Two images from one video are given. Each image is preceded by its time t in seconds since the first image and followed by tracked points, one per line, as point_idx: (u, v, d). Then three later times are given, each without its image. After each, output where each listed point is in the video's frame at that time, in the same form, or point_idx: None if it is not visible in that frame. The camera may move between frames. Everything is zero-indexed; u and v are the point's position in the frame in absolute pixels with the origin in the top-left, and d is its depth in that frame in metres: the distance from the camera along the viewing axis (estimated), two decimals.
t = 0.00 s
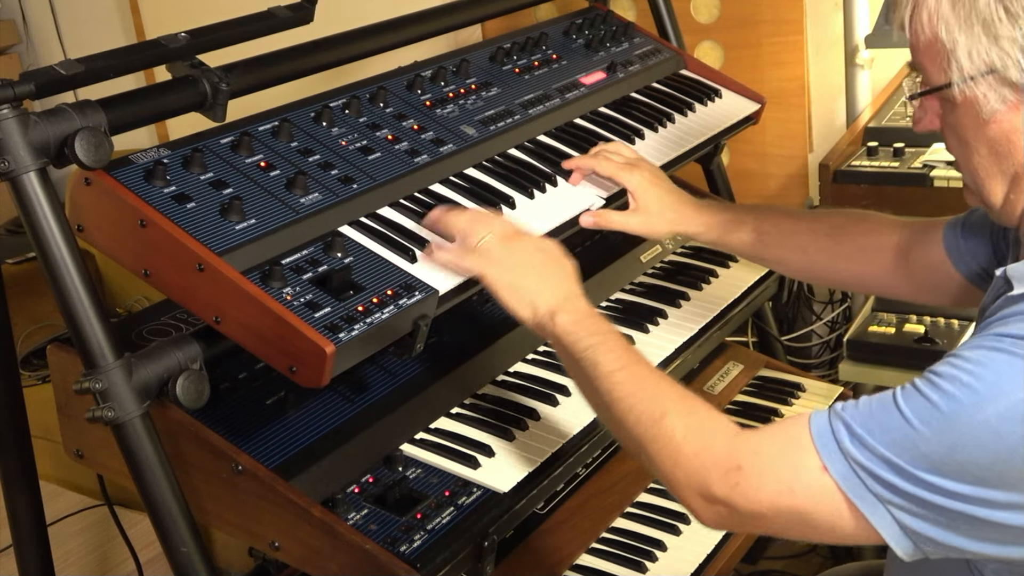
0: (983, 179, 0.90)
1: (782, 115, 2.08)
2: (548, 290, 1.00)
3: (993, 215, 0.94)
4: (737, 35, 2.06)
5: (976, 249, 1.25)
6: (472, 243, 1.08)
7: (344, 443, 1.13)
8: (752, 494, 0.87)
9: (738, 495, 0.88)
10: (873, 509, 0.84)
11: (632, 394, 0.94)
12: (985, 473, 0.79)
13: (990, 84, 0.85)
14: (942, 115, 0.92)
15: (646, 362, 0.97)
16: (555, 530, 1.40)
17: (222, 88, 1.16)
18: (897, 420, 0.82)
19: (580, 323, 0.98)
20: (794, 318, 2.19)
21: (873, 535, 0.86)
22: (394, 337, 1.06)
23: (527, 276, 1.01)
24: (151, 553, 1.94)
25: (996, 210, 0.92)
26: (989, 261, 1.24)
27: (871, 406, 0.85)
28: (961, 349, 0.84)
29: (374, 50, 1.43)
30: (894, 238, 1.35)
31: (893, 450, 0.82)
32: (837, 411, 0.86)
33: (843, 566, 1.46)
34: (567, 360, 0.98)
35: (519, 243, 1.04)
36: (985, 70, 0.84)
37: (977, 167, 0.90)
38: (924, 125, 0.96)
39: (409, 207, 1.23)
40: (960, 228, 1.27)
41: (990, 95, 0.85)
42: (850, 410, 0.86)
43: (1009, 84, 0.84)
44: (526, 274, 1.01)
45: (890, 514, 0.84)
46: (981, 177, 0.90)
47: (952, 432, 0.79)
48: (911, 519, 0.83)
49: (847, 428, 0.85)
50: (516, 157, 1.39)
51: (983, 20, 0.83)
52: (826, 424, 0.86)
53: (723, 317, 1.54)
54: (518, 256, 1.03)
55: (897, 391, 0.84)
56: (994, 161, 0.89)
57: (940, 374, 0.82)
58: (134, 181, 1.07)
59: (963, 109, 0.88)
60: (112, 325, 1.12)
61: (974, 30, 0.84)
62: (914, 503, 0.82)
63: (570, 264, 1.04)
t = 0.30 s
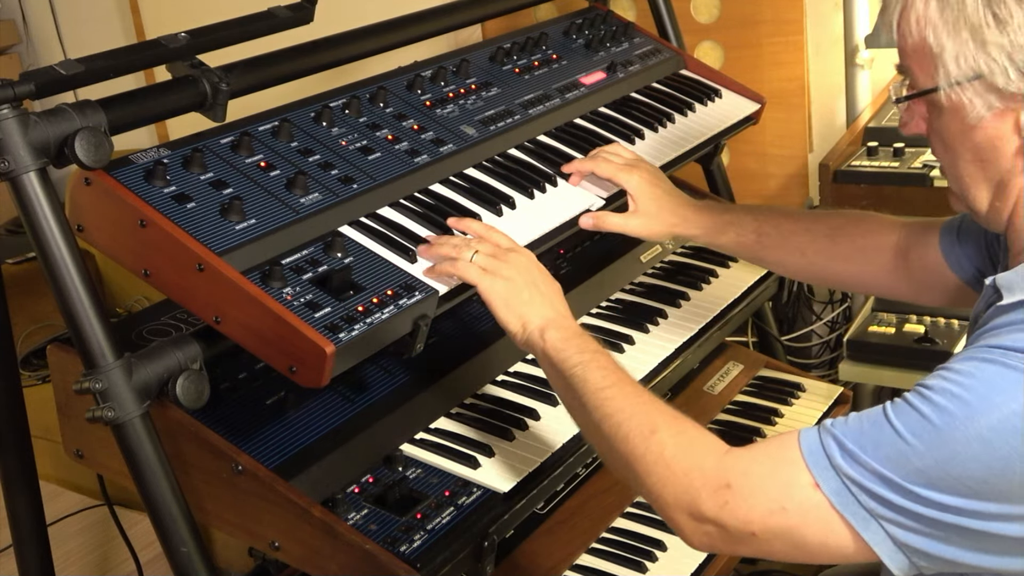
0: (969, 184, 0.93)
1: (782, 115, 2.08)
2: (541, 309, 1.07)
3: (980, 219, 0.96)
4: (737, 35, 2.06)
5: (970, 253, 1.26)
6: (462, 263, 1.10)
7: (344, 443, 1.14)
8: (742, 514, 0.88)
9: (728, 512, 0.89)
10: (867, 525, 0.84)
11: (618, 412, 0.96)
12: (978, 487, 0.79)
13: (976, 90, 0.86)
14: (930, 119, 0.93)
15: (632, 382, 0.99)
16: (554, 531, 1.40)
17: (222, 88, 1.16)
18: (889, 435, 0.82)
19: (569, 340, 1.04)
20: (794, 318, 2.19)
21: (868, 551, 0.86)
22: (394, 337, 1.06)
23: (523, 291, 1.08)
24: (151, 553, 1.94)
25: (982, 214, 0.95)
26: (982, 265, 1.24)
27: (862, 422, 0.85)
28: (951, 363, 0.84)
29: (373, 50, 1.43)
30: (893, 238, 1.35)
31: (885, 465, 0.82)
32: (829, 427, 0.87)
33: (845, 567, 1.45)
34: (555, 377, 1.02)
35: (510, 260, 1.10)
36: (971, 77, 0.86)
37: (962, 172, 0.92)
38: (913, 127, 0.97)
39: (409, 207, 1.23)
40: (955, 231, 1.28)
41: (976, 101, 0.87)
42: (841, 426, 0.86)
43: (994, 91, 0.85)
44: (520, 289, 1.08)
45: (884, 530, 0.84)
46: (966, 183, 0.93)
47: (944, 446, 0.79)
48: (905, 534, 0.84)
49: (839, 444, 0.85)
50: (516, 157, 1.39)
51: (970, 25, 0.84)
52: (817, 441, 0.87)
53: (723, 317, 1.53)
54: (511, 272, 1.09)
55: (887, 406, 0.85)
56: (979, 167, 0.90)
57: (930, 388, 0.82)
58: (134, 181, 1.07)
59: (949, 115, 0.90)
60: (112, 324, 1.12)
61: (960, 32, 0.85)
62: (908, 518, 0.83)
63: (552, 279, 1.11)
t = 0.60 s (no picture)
0: (961, 195, 0.92)
1: (782, 115, 2.08)
2: (530, 317, 1.05)
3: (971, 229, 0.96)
4: (737, 35, 2.06)
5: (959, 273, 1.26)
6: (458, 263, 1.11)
7: (344, 443, 1.14)
8: (738, 522, 0.87)
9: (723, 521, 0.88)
10: (869, 531, 0.84)
11: (612, 421, 0.95)
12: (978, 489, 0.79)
13: (959, 100, 0.86)
14: (914, 134, 0.93)
15: (626, 395, 0.98)
16: (554, 530, 1.40)
17: (222, 88, 1.16)
18: (889, 440, 0.82)
19: (562, 347, 1.02)
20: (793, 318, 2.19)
21: (869, 557, 0.85)
22: (394, 337, 1.06)
23: (512, 296, 1.06)
24: (151, 553, 1.94)
25: (973, 225, 0.95)
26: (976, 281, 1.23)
27: (861, 427, 0.85)
28: (947, 367, 0.84)
29: (373, 50, 1.43)
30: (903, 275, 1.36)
31: (886, 470, 0.82)
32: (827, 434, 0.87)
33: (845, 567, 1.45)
34: (547, 384, 1.01)
35: (508, 264, 1.10)
36: (953, 86, 0.86)
37: (952, 183, 0.92)
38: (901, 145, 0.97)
39: (409, 207, 1.23)
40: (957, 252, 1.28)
41: (959, 110, 0.86)
42: (840, 432, 0.86)
43: (977, 100, 0.85)
44: (510, 293, 1.07)
45: (886, 535, 0.84)
46: (958, 194, 0.93)
47: (945, 449, 0.79)
48: (907, 538, 0.84)
49: (839, 450, 0.85)
50: (516, 157, 1.39)
51: (946, 34, 0.85)
52: (815, 448, 0.87)
53: (723, 317, 1.53)
54: (505, 274, 1.08)
55: (885, 412, 0.85)
56: (968, 176, 0.90)
57: (928, 392, 0.83)
58: (134, 181, 1.07)
59: (934, 129, 0.90)
60: (113, 324, 1.12)
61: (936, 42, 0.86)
62: (910, 522, 0.83)
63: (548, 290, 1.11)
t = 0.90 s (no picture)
0: (943, 191, 0.92)
1: (782, 115, 2.08)
2: (522, 297, 1.02)
3: (964, 227, 0.95)
4: (737, 35, 2.07)
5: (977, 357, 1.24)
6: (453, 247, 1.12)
7: (344, 442, 1.14)
8: (738, 502, 0.81)
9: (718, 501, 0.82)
10: (874, 516, 0.80)
11: (605, 398, 0.88)
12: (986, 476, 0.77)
13: (926, 98, 0.86)
14: (901, 133, 0.94)
15: (621, 370, 0.92)
16: (554, 530, 1.39)
17: (222, 88, 1.16)
18: (899, 423, 0.79)
19: (553, 325, 0.97)
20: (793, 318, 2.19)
21: (871, 545, 0.81)
22: (394, 337, 1.06)
23: (503, 278, 1.05)
24: (151, 553, 1.94)
25: (961, 221, 0.94)
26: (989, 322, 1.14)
27: (869, 410, 0.81)
28: (951, 358, 0.82)
29: (373, 50, 1.43)
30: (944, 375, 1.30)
31: (897, 452, 0.78)
32: (834, 416, 0.82)
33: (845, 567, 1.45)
34: (538, 362, 0.95)
35: (503, 248, 1.10)
36: (917, 84, 0.86)
37: (935, 181, 0.92)
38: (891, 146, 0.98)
39: (408, 207, 1.23)
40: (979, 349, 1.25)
41: (928, 108, 0.87)
42: (846, 415, 0.82)
43: (943, 97, 0.85)
44: (500, 274, 1.05)
45: (891, 521, 0.80)
46: (940, 189, 0.92)
47: (958, 432, 0.76)
48: (912, 525, 0.80)
49: (847, 431, 0.80)
50: (516, 157, 1.39)
51: (909, 33, 0.85)
52: (821, 429, 0.82)
53: (724, 316, 1.53)
54: (497, 257, 1.08)
55: (892, 397, 0.81)
56: (945, 173, 0.90)
57: (937, 377, 0.80)
58: (134, 181, 1.07)
59: (911, 125, 0.90)
60: (112, 324, 1.12)
61: (897, 38, 0.86)
62: (916, 508, 0.79)
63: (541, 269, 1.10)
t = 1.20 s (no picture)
0: (945, 180, 0.92)
1: (782, 115, 2.08)
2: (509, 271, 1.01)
3: (974, 222, 0.94)
4: (737, 36, 2.07)
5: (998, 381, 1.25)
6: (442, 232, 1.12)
7: (344, 443, 1.14)
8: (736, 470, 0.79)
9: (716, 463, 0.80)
10: (870, 491, 0.77)
11: (595, 367, 0.87)
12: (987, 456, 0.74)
13: (926, 85, 0.87)
14: (909, 123, 0.94)
15: (610, 341, 0.90)
16: (554, 531, 1.37)
17: (222, 88, 1.16)
18: (899, 398, 0.77)
19: (542, 298, 0.96)
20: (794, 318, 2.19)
21: (865, 522, 0.79)
22: (394, 337, 1.06)
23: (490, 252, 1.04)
24: (151, 553, 1.94)
25: (965, 213, 0.93)
26: None
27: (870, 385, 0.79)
28: (955, 341, 0.80)
29: (373, 50, 1.43)
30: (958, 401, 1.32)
31: (896, 426, 0.76)
32: (835, 391, 0.80)
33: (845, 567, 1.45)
34: (526, 333, 0.93)
35: (490, 225, 1.09)
36: (918, 72, 0.87)
37: (937, 172, 0.93)
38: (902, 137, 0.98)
39: (408, 207, 1.23)
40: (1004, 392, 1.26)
41: (927, 95, 0.88)
42: (847, 390, 0.80)
43: (942, 85, 0.86)
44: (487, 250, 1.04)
45: (886, 497, 0.77)
46: (942, 178, 0.93)
47: (958, 407, 0.75)
48: (908, 502, 0.77)
49: (847, 405, 0.79)
50: (516, 158, 1.39)
51: (911, 20, 0.87)
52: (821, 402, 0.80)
53: (723, 316, 1.53)
54: (483, 233, 1.07)
55: (894, 374, 0.80)
56: (946, 162, 0.91)
57: (941, 356, 0.78)
58: (134, 181, 1.07)
59: (914, 112, 0.91)
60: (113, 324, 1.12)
61: (901, 25, 0.88)
62: (913, 484, 0.77)
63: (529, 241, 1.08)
